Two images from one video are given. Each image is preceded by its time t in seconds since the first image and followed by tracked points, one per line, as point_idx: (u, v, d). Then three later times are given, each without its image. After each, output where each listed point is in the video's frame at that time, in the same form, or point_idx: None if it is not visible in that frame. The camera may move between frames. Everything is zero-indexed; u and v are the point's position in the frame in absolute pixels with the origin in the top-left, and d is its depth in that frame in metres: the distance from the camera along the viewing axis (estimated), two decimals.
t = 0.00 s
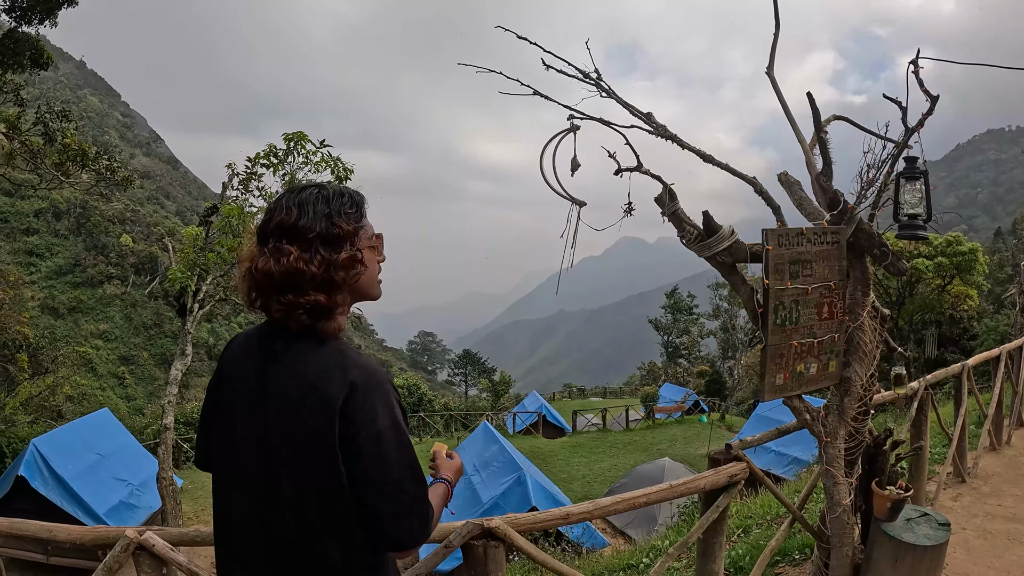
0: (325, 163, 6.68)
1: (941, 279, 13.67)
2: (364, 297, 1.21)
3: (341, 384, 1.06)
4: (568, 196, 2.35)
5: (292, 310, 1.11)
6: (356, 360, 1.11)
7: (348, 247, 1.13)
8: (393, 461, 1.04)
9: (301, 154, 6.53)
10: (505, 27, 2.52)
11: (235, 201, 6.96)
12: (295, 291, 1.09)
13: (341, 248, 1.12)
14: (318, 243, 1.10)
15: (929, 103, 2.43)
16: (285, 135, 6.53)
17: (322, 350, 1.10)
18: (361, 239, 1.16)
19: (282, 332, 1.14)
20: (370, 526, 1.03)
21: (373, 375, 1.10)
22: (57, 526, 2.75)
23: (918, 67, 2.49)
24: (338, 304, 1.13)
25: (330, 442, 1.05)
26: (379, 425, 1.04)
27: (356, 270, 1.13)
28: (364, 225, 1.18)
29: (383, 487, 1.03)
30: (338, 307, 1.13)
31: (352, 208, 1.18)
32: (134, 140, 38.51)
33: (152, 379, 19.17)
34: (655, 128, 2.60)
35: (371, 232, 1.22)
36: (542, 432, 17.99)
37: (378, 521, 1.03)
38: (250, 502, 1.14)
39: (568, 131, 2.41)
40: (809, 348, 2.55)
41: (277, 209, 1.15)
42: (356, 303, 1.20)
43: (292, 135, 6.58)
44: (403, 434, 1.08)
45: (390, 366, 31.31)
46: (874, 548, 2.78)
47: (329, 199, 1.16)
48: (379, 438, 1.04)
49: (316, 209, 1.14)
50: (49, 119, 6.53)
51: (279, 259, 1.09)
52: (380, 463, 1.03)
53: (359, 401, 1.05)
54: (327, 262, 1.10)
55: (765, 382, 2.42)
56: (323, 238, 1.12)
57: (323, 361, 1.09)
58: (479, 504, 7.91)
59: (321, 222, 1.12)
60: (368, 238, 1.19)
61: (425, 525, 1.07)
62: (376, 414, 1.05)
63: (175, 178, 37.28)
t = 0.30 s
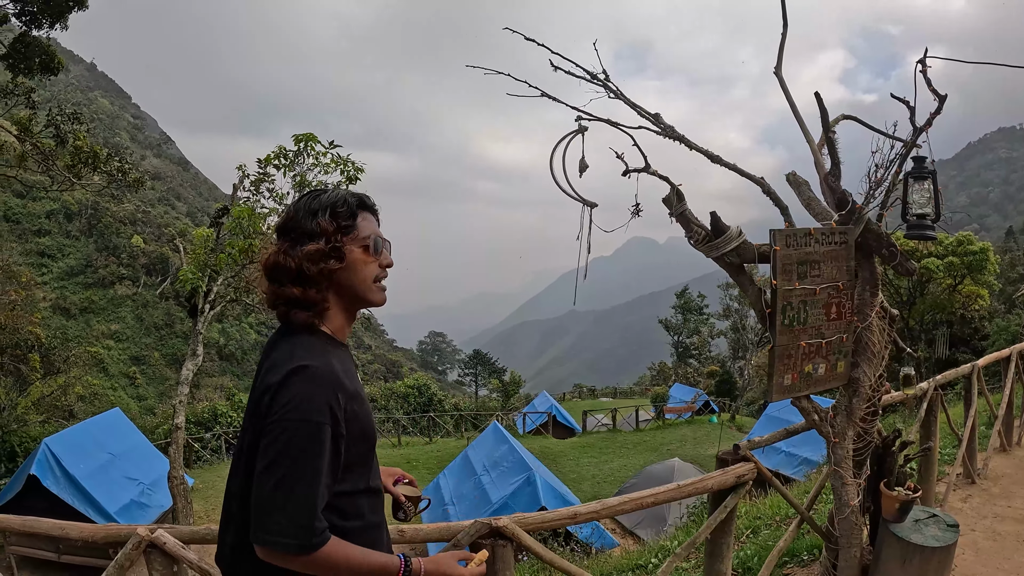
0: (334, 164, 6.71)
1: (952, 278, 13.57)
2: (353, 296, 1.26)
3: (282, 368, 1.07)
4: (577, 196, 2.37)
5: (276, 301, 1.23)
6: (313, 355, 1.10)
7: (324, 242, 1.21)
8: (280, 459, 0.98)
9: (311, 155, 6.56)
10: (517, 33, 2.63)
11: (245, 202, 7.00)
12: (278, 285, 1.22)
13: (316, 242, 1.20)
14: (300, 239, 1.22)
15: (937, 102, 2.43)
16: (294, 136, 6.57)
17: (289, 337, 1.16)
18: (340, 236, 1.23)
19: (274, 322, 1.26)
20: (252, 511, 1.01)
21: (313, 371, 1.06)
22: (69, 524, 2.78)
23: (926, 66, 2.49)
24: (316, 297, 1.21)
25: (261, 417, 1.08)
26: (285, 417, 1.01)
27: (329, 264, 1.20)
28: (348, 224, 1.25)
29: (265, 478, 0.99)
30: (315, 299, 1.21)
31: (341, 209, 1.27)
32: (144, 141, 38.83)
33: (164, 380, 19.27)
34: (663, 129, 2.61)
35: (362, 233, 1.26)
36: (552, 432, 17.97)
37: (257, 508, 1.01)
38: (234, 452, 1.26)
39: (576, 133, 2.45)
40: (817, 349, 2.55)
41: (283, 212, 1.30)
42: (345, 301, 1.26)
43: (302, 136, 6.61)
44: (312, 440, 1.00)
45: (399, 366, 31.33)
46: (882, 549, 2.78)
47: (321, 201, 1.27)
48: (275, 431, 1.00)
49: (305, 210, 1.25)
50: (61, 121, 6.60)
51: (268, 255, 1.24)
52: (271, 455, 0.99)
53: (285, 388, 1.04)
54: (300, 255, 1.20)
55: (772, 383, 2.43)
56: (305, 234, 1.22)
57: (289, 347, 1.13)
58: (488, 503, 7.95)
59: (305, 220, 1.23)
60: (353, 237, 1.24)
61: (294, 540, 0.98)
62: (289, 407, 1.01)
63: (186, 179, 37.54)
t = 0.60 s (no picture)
0: (344, 164, 6.72)
1: (962, 278, 13.48)
2: (351, 297, 1.27)
3: (262, 359, 1.10)
4: (586, 196, 2.37)
5: (276, 302, 1.26)
6: (291, 347, 1.11)
7: (319, 244, 1.23)
8: (250, 447, 1.01)
9: (321, 156, 6.59)
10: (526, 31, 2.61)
11: (255, 203, 7.03)
12: (278, 286, 1.25)
13: (311, 244, 1.22)
14: (296, 239, 1.24)
15: (946, 101, 2.41)
16: (305, 137, 6.59)
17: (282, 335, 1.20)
18: (336, 238, 1.24)
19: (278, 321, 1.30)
20: (229, 496, 1.05)
21: (287, 363, 1.07)
22: (81, 522, 2.80)
23: (935, 64, 2.48)
24: (312, 298, 1.23)
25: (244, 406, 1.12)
26: (257, 407, 1.03)
27: (322, 267, 1.22)
28: (343, 225, 1.25)
29: (238, 464, 1.03)
30: (310, 300, 1.23)
31: (338, 210, 1.27)
32: (153, 142, 39.00)
33: (173, 380, 19.34)
34: (672, 129, 2.60)
35: (359, 234, 1.26)
36: (561, 432, 17.94)
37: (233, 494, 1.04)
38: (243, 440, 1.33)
39: (585, 133, 2.44)
40: (826, 348, 2.54)
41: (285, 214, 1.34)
42: (344, 303, 1.27)
43: (312, 137, 6.63)
44: (281, 431, 1.01)
45: (407, 366, 31.36)
46: (891, 548, 2.77)
47: (320, 202, 1.28)
48: (250, 419, 1.03)
49: (303, 212, 1.28)
50: (71, 123, 6.64)
51: (268, 257, 1.27)
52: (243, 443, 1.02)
53: (261, 377, 1.07)
54: (295, 257, 1.22)
55: (781, 382, 2.42)
56: (302, 236, 1.24)
57: (277, 340, 1.17)
58: (497, 503, 7.94)
59: (301, 222, 1.25)
60: (349, 237, 1.25)
61: (262, 528, 1.00)
62: (260, 398, 1.03)
63: (194, 180, 37.73)
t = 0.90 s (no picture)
0: (348, 165, 6.73)
1: (966, 277, 13.46)
2: (352, 299, 1.27)
3: (268, 363, 1.09)
4: (590, 197, 2.38)
5: (277, 302, 1.26)
6: (295, 350, 1.11)
7: (320, 245, 1.23)
8: (262, 453, 1.01)
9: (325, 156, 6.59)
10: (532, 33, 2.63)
11: (260, 203, 7.05)
12: (278, 287, 1.25)
13: (313, 246, 1.22)
14: (297, 239, 1.24)
15: (949, 101, 2.41)
16: (308, 138, 6.61)
17: (284, 336, 1.20)
18: (338, 239, 1.24)
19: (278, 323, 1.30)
20: (240, 502, 1.05)
21: (294, 366, 1.07)
22: (86, 521, 2.81)
23: (938, 64, 2.48)
24: (313, 298, 1.23)
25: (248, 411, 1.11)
26: (267, 412, 1.03)
27: (325, 267, 1.22)
28: (345, 227, 1.25)
29: (251, 471, 1.02)
30: (312, 301, 1.23)
31: (339, 211, 1.27)
32: (157, 143, 39.08)
33: (178, 380, 19.36)
34: (676, 129, 2.60)
35: (361, 235, 1.26)
36: (565, 432, 17.93)
37: (245, 502, 1.04)
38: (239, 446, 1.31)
39: (589, 133, 2.44)
40: (830, 348, 2.54)
41: (285, 214, 1.33)
42: (346, 304, 1.27)
43: (315, 138, 6.65)
44: (292, 434, 1.01)
45: (411, 366, 31.36)
46: (895, 549, 2.77)
47: (321, 203, 1.29)
48: (261, 425, 1.02)
49: (303, 212, 1.27)
50: (76, 124, 6.66)
51: (268, 258, 1.27)
52: (255, 449, 1.02)
53: (268, 380, 1.06)
54: (297, 259, 1.22)
55: (785, 381, 2.42)
56: (303, 238, 1.24)
57: (281, 342, 1.16)
58: (502, 502, 7.94)
59: (302, 222, 1.25)
60: (350, 238, 1.25)
61: (280, 533, 1.01)
62: (269, 403, 1.03)
63: (198, 180, 37.81)
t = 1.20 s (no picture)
0: (352, 166, 6.74)
1: (970, 276, 13.39)
2: (352, 300, 1.27)
3: (278, 382, 1.06)
4: (595, 197, 2.36)
5: (272, 303, 1.24)
6: (301, 361, 1.09)
7: (320, 244, 1.22)
8: (307, 472, 0.98)
9: (329, 157, 6.61)
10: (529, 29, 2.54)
11: (264, 204, 7.08)
12: (273, 287, 1.23)
13: (312, 245, 1.21)
14: (295, 239, 1.22)
15: (953, 98, 2.41)
16: (312, 138, 6.62)
17: (286, 341, 1.18)
18: (339, 238, 1.23)
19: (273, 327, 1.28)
20: (290, 534, 1.00)
21: (310, 376, 1.05)
22: (90, 520, 2.81)
23: (941, 62, 2.47)
24: (312, 299, 1.22)
25: (269, 440, 1.05)
26: (303, 429, 1.00)
27: (325, 268, 1.21)
28: (345, 225, 1.24)
29: (298, 496, 0.99)
30: (311, 301, 1.22)
31: (339, 209, 1.27)
32: (161, 143, 39.16)
33: (182, 379, 19.40)
34: (679, 128, 2.60)
35: (361, 236, 1.26)
36: (569, 431, 17.92)
37: (297, 532, 0.99)
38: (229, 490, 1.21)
39: (591, 133, 2.42)
40: (833, 347, 2.54)
41: (279, 210, 1.31)
42: (343, 306, 1.27)
43: (320, 138, 6.66)
44: (332, 443, 1.01)
45: (416, 366, 31.41)
46: (899, 547, 2.76)
47: (319, 200, 1.27)
48: (298, 444, 1.00)
49: (300, 210, 1.26)
50: (79, 124, 6.67)
51: (261, 255, 1.24)
52: (297, 471, 0.99)
53: (288, 398, 1.03)
54: (295, 258, 1.20)
55: (788, 380, 2.42)
56: (301, 236, 1.23)
57: (280, 354, 1.12)
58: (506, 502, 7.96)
59: (301, 220, 1.23)
60: (351, 239, 1.24)
61: (348, 550, 0.99)
62: (298, 419, 1.01)
63: (202, 180, 37.87)
